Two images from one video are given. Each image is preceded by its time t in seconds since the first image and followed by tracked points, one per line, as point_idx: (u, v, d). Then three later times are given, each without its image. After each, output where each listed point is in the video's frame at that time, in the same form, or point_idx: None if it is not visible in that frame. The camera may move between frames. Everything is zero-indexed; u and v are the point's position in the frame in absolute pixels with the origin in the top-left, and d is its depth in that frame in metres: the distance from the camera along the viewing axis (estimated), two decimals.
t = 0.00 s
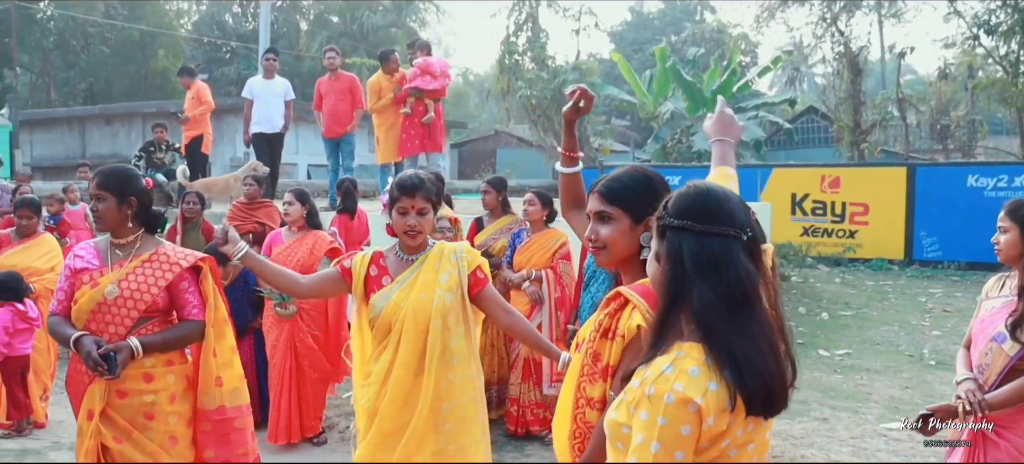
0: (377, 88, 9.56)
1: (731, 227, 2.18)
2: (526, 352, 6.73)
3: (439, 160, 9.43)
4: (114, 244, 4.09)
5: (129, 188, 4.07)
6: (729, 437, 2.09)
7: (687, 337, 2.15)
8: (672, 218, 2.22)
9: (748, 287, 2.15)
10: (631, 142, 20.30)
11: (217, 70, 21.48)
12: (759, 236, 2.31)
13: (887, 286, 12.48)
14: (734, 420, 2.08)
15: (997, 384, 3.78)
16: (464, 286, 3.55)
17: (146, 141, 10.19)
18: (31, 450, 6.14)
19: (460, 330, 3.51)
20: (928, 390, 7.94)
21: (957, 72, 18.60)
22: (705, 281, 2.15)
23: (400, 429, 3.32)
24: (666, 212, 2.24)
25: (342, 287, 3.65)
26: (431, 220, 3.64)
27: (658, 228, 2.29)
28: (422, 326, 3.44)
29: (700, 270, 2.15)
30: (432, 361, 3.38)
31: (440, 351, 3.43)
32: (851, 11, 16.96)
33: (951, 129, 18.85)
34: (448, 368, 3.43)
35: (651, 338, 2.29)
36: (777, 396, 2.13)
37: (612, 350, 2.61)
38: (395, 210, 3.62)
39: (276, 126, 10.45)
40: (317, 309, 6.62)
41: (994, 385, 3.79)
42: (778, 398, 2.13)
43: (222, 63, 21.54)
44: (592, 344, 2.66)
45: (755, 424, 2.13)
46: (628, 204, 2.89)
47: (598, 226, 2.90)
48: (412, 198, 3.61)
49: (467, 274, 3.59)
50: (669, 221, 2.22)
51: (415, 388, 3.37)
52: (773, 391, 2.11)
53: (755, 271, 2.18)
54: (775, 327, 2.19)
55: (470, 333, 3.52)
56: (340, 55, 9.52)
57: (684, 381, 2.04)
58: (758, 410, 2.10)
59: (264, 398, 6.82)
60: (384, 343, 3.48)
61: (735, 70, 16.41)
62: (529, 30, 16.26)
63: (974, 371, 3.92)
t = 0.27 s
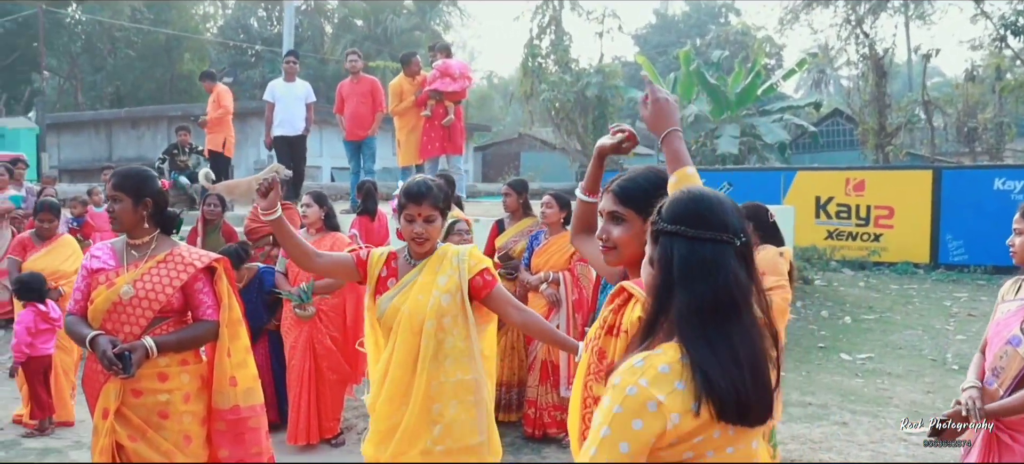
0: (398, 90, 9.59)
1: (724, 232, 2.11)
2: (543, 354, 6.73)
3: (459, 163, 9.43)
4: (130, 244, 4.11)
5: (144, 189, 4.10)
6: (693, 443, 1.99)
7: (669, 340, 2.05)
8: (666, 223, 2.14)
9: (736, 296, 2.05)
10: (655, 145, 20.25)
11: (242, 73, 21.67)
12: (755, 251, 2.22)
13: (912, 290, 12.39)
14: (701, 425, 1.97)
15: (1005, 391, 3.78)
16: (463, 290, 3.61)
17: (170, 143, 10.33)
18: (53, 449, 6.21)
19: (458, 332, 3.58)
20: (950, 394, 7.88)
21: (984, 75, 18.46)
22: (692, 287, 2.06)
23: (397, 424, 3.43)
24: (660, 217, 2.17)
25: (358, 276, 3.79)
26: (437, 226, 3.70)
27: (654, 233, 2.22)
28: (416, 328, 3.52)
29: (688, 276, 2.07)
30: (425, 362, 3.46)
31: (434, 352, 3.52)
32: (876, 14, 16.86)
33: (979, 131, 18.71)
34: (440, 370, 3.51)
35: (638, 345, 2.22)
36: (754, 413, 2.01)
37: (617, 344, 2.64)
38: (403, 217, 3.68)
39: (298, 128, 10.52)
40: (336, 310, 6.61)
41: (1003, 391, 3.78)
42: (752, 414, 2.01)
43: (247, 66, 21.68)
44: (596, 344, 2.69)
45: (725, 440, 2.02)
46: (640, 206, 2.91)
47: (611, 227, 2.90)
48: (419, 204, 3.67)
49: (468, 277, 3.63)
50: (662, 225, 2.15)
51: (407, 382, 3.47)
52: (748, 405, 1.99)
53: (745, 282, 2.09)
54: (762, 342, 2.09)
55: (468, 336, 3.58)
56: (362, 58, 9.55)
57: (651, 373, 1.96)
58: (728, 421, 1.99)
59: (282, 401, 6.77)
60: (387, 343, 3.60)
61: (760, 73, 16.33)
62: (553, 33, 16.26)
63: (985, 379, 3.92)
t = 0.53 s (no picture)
0: (417, 93, 9.64)
1: (725, 228, 2.11)
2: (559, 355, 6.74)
3: (476, 165, 9.44)
4: (144, 246, 4.08)
5: (158, 191, 4.07)
6: (676, 427, 1.99)
7: (664, 327, 2.06)
8: (667, 220, 2.14)
9: (735, 291, 2.05)
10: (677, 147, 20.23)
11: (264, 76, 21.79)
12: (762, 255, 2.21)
13: (933, 293, 12.32)
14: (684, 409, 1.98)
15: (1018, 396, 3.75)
16: (474, 304, 3.56)
17: (191, 146, 10.61)
18: (71, 448, 6.27)
19: (466, 347, 3.52)
20: (968, 398, 7.85)
21: (1008, 77, 18.35)
22: (692, 279, 2.06)
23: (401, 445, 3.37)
24: (661, 214, 2.17)
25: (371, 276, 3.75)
26: (448, 238, 3.69)
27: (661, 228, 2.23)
28: (426, 343, 3.48)
29: (688, 269, 2.06)
30: (431, 381, 3.42)
31: (441, 368, 3.48)
32: (898, 15, 16.79)
33: (1002, 133, 18.59)
34: (444, 385, 3.46)
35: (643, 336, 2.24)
36: (744, 408, 2.00)
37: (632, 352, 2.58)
38: (412, 227, 3.68)
39: (316, 130, 10.58)
40: (352, 311, 6.56)
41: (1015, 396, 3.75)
42: (746, 408, 2.00)
43: (268, 69, 21.76)
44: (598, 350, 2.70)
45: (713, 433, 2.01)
46: (646, 209, 2.90)
47: (616, 228, 2.90)
48: (428, 215, 3.66)
49: (479, 291, 3.59)
50: (663, 223, 2.15)
51: (416, 391, 3.43)
52: (737, 399, 1.98)
53: (747, 278, 2.08)
54: (762, 342, 2.07)
55: (477, 350, 3.52)
56: (381, 61, 9.57)
57: (634, 349, 1.98)
58: (713, 412, 1.97)
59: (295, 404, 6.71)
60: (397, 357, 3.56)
61: (781, 75, 16.27)
62: (573, 36, 16.26)
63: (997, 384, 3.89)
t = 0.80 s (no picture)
0: (439, 96, 9.67)
1: (722, 242, 2.11)
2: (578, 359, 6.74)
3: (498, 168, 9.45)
4: (163, 250, 3.97)
5: (176, 194, 3.97)
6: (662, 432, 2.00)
7: (654, 337, 2.08)
8: (663, 231, 2.15)
9: (730, 308, 2.06)
10: (702, 150, 20.20)
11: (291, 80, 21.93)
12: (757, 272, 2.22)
13: (960, 297, 12.23)
14: (666, 416, 2.00)
15: None
16: (493, 295, 3.44)
17: (216, 149, 10.77)
18: (95, 448, 6.34)
19: (483, 338, 3.39)
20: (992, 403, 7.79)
21: None
22: (687, 293, 2.06)
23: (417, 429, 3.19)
24: (659, 225, 2.18)
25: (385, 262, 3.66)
26: (461, 232, 3.51)
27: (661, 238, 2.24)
28: (444, 332, 3.36)
29: (683, 284, 2.07)
30: (447, 367, 3.29)
31: (458, 355, 3.34)
32: (925, 17, 16.66)
33: None
34: (460, 374, 3.32)
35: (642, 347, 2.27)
36: (731, 423, 2.01)
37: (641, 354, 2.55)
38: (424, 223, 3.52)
39: (340, 133, 10.64)
40: (372, 314, 6.53)
41: None
42: (748, 421, 2.02)
43: (294, 72, 21.88)
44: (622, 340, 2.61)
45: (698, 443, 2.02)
46: (652, 210, 2.89)
47: (621, 227, 2.87)
48: (438, 211, 3.50)
49: (498, 282, 3.47)
50: (659, 233, 2.15)
51: (429, 383, 3.29)
52: (723, 411, 1.99)
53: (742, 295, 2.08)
54: (756, 360, 2.08)
55: (494, 341, 3.38)
56: (404, 65, 9.61)
57: (617, 355, 2.01)
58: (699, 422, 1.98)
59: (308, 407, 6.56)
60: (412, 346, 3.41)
61: (807, 77, 16.19)
62: (598, 39, 16.27)
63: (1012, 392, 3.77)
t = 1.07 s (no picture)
0: (461, 100, 9.70)
1: (710, 239, 2.11)
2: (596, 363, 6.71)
3: (519, 171, 9.46)
4: (180, 253, 3.96)
5: (195, 199, 3.95)
6: (648, 418, 2.04)
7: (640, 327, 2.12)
8: (656, 227, 2.15)
9: (716, 303, 2.06)
10: (727, 153, 20.15)
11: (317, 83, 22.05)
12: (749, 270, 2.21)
13: (987, 302, 12.12)
14: (649, 400, 2.04)
15: None
16: (507, 307, 3.39)
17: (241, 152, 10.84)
18: (118, 448, 6.41)
19: (498, 351, 3.29)
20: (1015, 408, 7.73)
21: None
22: (673, 288, 2.08)
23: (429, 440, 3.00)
24: (652, 218, 2.18)
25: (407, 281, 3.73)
26: (472, 247, 3.51)
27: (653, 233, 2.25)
28: (459, 345, 3.26)
29: (670, 278, 2.09)
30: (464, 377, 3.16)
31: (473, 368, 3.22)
32: (952, 19, 16.55)
33: None
34: (475, 386, 3.19)
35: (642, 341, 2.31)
36: (720, 411, 2.03)
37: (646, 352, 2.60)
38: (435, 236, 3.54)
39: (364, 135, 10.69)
40: (392, 317, 6.50)
41: None
42: (739, 412, 2.05)
43: (320, 76, 22.01)
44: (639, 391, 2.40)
45: (689, 430, 2.05)
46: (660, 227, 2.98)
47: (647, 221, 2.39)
48: (448, 226, 3.51)
49: (511, 295, 3.43)
50: (652, 228, 2.16)
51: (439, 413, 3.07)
52: (707, 397, 2.01)
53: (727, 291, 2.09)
54: (745, 352, 2.09)
55: (509, 353, 3.28)
56: (426, 69, 9.65)
57: (598, 342, 2.06)
58: (681, 406, 2.01)
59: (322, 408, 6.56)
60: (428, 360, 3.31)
61: (832, 80, 16.11)
62: (622, 42, 16.26)
63: None
